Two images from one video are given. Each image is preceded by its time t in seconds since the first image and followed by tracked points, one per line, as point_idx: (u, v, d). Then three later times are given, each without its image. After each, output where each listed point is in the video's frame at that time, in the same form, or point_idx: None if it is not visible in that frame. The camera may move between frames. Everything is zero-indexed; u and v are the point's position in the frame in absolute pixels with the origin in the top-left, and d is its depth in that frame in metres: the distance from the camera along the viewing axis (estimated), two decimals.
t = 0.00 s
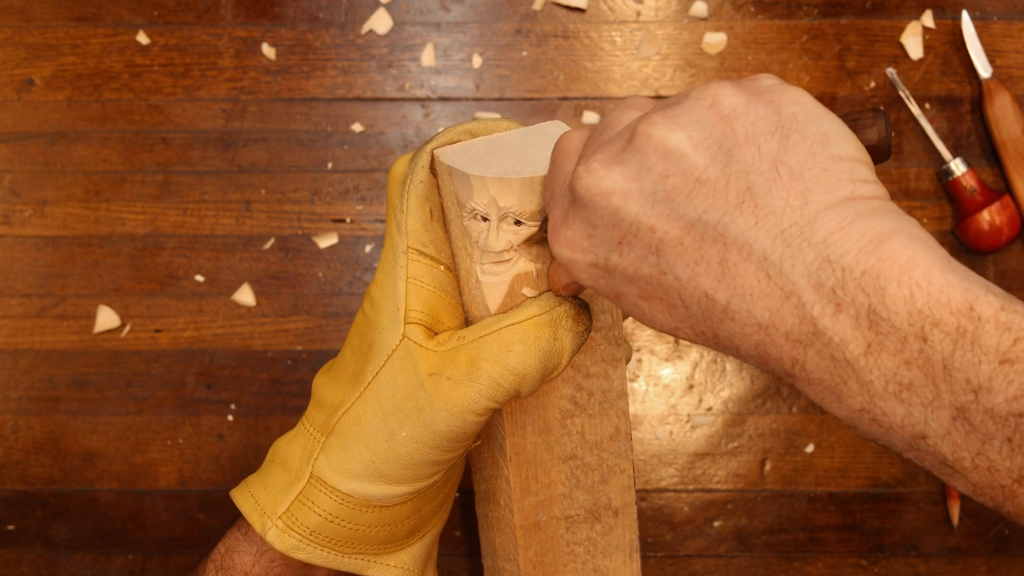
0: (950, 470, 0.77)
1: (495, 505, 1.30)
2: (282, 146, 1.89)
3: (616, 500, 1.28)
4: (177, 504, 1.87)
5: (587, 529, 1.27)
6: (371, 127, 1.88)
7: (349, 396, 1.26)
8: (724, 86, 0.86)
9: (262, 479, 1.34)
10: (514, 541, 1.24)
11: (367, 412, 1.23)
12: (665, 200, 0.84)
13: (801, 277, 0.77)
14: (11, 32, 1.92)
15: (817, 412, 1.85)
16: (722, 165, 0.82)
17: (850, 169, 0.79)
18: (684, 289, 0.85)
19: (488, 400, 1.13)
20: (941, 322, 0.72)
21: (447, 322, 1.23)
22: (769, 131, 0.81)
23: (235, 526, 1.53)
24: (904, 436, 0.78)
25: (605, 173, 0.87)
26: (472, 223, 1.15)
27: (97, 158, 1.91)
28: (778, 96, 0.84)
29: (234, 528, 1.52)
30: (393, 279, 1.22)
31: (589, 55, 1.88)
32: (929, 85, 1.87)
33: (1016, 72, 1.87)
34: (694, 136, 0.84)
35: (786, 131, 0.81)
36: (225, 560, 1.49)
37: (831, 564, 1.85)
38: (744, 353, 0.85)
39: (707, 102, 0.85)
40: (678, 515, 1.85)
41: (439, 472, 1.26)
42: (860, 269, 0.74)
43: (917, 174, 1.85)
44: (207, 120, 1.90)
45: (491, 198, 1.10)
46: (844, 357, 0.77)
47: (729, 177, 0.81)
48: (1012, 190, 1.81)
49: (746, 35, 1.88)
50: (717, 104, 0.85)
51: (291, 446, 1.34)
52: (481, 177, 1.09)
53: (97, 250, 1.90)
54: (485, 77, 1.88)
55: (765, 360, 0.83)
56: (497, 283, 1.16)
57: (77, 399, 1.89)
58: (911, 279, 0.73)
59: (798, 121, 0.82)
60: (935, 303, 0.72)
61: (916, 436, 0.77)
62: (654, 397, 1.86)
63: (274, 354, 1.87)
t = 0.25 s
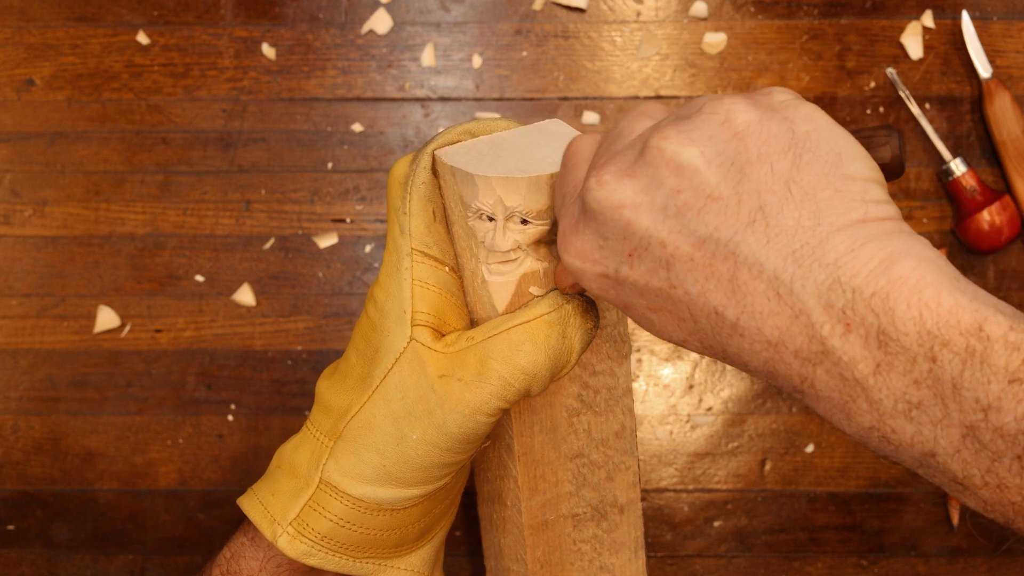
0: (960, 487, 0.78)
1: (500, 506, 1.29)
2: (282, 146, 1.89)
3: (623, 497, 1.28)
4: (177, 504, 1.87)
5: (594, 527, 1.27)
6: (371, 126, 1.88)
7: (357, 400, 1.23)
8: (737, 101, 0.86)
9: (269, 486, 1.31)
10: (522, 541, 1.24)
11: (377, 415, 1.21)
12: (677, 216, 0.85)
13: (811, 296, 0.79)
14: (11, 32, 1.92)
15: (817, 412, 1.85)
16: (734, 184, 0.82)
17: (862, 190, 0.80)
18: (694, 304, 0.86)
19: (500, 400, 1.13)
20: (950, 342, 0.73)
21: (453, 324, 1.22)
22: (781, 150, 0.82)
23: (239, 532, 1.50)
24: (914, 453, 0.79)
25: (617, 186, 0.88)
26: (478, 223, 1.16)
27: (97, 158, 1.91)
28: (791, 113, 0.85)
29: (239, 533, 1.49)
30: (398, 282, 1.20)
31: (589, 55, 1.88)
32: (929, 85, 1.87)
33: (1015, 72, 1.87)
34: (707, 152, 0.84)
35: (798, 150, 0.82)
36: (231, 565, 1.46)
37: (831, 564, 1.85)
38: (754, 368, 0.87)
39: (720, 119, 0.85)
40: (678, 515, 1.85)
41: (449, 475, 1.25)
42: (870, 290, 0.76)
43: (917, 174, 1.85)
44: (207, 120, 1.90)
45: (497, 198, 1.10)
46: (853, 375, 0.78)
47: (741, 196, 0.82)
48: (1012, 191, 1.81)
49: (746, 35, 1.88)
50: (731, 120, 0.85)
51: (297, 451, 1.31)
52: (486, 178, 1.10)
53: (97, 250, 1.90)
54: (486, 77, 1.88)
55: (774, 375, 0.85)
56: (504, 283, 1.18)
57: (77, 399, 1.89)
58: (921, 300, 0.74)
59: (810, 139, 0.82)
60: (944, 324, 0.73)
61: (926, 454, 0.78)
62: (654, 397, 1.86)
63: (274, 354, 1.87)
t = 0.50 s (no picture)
0: (966, 484, 0.79)
1: (505, 505, 1.29)
2: (282, 146, 1.89)
3: (626, 494, 1.29)
4: (177, 504, 1.87)
5: (598, 524, 1.28)
6: (371, 126, 1.88)
7: (363, 401, 1.23)
8: (743, 97, 0.85)
9: (276, 487, 1.31)
10: (528, 539, 1.24)
11: (384, 415, 1.20)
12: (683, 215, 0.84)
13: (817, 295, 0.78)
14: (11, 32, 1.91)
15: (817, 412, 1.85)
16: (740, 182, 0.82)
17: (869, 188, 0.79)
18: (700, 302, 0.86)
19: (508, 397, 1.13)
20: (957, 340, 0.74)
21: (460, 323, 1.21)
22: (788, 147, 0.81)
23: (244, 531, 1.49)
24: (920, 451, 0.80)
25: (624, 185, 0.87)
26: (484, 220, 1.14)
27: (97, 158, 1.91)
28: (798, 109, 0.84)
29: (245, 533, 1.48)
30: (403, 281, 1.20)
31: (589, 55, 1.88)
32: (929, 85, 1.87)
33: (1016, 72, 1.87)
34: (713, 150, 0.83)
35: (805, 147, 0.81)
36: (237, 566, 1.45)
37: (831, 564, 1.85)
38: (759, 366, 0.87)
39: (727, 115, 0.84)
40: (678, 515, 1.85)
41: (457, 474, 1.25)
42: (876, 288, 0.76)
43: (917, 174, 1.85)
44: (207, 120, 1.90)
45: (505, 195, 1.10)
46: (859, 374, 0.79)
47: (747, 195, 0.81)
48: (1012, 190, 1.81)
49: (746, 34, 1.88)
50: (737, 117, 0.84)
51: (304, 452, 1.31)
52: (493, 174, 1.09)
53: (97, 250, 1.90)
54: (485, 77, 1.88)
55: (779, 373, 0.86)
56: (511, 281, 1.17)
57: (77, 399, 1.89)
58: (927, 298, 0.75)
59: (817, 137, 0.81)
60: (951, 322, 0.74)
61: (932, 452, 0.79)
62: (654, 397, 1.86)
63: (274, 354, 1.87)
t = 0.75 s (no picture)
0: (966, 492, 0.80)
1: (506, 505, 1.28)
2: (282, 146, 1.89)
3: (626, 491, 1.29)
4: (177, 504, 1.87)
5: (599, 521, 1.28)
6: (371, 126, 1.88)
7: (364, 403, 1.22)
8: (745, 106, 0.85)
9: (277, 492, 1.29)
10: (529, 539, 1.24)
11: (385, 418, 1.19)
12: (685, 224, 0.84)
13: (818, 307, 0.79)
14: (11, 32, 1.92)
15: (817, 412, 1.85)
16: (742, 192, 0.82)
17: (870, 200, 0.79)
18: (701, 311, 0.86)
19: (509, 397, 1.13)
20: (956, 350, 0.74)
21: (459, 323, 1.20)
22: (790, 158, 0.81)
23: (243, 536, 1.47)
24: (920, 460, 0.81)
25: (625, 192, 0.87)
26: (481, 220, 1.14)
27: (97, 158, 1.91)
28: (800, 118, 0.84)
29: (245, 537, 1.46)
30: (401, 282, 1.18)
31: (589, 55, 1.88)
32: (929, 85, 1.87)
33: (1016, 72, 1.87)
34: (715, 160, 0.83)
35: (807, 158, 0.81)
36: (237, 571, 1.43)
37: (831, 564, 1.85)
38: (759, 374, 0.87)
39: (728, 124, 0.84)
40: (678, 515, 1.85)
41: (459, 474, 1.24)
42: (877, 300, 0.76)
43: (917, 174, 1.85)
44: (207, 120, 1.90)
45: (501, 195, 1.10)
46: (860, 384, 0.79)
47: (749, 205, 0.81)
48: (1012, 190, 1.81)
49: (746, 35, 1.88)
50: (739, 126, 0.83)
51: (303, 456, 1.29)
52: (489, 174, 1.09)
53: (97, 250, 1.90)
54: (485, 77, 1.88)
55: (779, 381, 0.86)
56: (510, 280, 1.17)
57: (77, 399, 1.89)
58: (927, 309, 0.75)
59: (819, 147, 0.81)
60: (950, 333, 0.75)
61: (932, 460, 0.80)
62: (654, 397, 1.86)
63: (274, 354, 1.87)
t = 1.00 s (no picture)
0: (978, 495, 0.80)
1: (513, 505, 1.27)
2: (282, 146, 1.89)
3: (632, 492, 1.29)
4: (177, 504, 1.87)
5: (606, 523, 1.28)
6: (371, 126, 1.88)
7: (373, 406, 1.22)
8: (751, 109, 0.84)
9: (285, 495, 1.29)
10: (536, 540, 1.23)
11: (395, 421, 1.19)
12: (693, 227, 0.84)
13: (827, 310, 0.79)
14: (11, 32, 1.92)
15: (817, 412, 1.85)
16: (750, 196, 0.82)
17: (878, 202, 0.79)
18: (710, 314, 0.86)
19: (519, 399, 1.13)
20: (966, 352, 0.74)
21: (467, 325, 1.21)
22: (797, 161, 0.81)
23: (249, 539, 1.46)
24: (931, 462, 0.81)
25: (632, 196, 0.87)
26: (490, 222, 1.14)
27: (97, 158, 1.91)
28: (807, 120, 0.84)
29: (252, 540, 1.45)
30: (409, 285, 1.19)
31: (589, 55, 1.88)
32: (929, 85, 1.87)
33: (1016, 72, 1.87)
34: (722, 163, 0.83)
35: (814, 161, 0.81)
36: None
37: (831, 564, 1.85)
38: (769, 377, 0.88)
39: (735, 127, 0.84)
40: (678, 515, 1.85)
41: (468, 476, 1.25)
42: (886, 303, 0.76)
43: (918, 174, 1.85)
44: (207, 120, 1.90)
45: (511, 196, 1.09)
46: (869, 387, 0.79)
47: (757, 209, 0.81)
48: (1012, 190, 1.81)
49: (746, 34, 1.88)
50: (746, 129, 0.83)
51: (311, 459, 1.29)
52: (498, 175, 1.08)
53: (97, 250, 1.90)
54: (486, 77, 1.88)
55: (789, 384, 0.86)
56: (519, 281, 1.17)
57: (77, 399, 1.89)
58: (936, 312, 0.75)
59: (826, 150, 0.81)
60: (960, 335, 0.74)
61: (943, 463, 0.80)
62: (654, 397, 1.86)
63: (274, 354, 1.87)
